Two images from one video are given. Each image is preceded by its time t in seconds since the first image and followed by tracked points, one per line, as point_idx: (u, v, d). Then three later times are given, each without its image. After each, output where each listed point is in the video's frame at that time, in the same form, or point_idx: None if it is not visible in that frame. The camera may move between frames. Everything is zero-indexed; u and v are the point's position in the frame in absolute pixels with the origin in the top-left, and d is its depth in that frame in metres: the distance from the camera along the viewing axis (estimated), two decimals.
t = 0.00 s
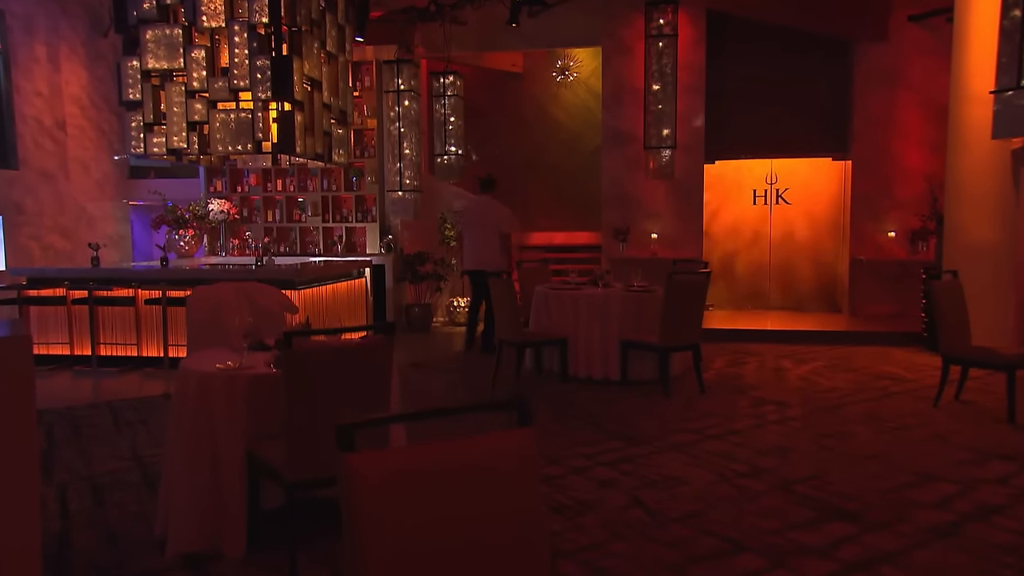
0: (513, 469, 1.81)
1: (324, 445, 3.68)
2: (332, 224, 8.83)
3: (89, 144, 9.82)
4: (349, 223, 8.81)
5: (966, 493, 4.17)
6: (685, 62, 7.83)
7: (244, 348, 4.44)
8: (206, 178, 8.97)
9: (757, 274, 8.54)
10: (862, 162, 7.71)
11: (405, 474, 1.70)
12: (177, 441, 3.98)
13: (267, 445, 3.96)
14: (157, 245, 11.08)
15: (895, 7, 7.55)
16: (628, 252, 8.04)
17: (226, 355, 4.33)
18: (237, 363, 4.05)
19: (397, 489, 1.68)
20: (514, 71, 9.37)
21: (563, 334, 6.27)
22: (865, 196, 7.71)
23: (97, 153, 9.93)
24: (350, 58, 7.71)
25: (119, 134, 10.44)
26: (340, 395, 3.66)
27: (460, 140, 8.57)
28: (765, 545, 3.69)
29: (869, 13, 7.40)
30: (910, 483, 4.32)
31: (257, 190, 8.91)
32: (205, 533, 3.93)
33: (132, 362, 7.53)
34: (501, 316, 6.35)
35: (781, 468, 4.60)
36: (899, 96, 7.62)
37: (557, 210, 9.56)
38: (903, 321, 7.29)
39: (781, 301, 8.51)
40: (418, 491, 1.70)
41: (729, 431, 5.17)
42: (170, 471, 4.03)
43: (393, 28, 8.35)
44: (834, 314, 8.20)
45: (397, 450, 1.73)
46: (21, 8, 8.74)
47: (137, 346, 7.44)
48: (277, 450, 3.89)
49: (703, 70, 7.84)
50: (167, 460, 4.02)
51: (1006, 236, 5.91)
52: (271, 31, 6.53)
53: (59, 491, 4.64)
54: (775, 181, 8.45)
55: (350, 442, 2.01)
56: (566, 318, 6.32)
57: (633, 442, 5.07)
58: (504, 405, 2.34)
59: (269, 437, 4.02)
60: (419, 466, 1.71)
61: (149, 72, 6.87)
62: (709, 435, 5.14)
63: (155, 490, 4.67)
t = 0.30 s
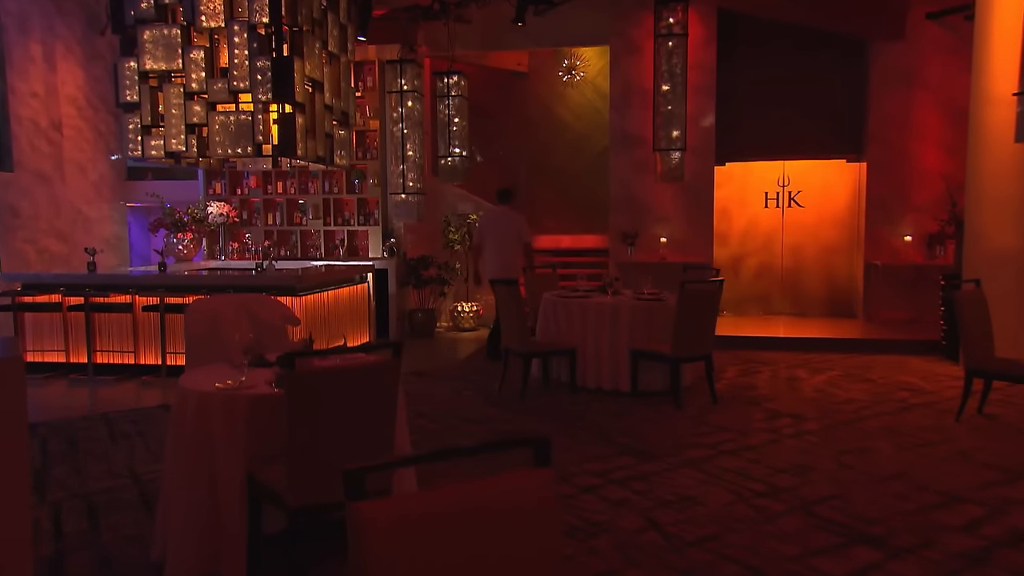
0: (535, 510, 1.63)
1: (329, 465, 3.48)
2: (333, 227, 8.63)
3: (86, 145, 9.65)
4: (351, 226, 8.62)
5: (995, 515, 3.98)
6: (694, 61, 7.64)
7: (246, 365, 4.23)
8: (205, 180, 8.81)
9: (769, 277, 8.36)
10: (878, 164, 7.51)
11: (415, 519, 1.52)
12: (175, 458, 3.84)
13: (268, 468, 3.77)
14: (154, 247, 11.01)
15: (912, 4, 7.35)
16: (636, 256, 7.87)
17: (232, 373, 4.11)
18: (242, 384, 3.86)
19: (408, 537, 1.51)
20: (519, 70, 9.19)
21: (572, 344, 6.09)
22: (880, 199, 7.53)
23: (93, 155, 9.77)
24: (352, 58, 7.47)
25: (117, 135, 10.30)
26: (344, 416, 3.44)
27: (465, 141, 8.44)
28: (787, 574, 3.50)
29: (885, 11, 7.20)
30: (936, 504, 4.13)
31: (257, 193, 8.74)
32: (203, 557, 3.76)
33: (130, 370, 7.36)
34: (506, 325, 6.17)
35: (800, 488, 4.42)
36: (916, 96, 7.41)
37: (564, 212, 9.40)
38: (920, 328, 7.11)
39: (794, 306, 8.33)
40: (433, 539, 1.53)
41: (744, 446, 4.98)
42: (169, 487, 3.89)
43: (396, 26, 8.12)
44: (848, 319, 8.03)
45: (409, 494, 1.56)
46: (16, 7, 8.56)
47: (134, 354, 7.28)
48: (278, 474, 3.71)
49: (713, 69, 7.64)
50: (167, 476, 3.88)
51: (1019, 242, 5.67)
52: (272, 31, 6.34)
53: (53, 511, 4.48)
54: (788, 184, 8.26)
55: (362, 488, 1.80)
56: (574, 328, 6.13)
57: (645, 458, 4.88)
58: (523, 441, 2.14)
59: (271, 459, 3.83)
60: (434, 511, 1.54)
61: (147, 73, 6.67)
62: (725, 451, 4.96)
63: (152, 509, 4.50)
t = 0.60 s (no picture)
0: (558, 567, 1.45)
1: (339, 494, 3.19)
2: (339, 230, 8.44)
3: (87, 146, 9.49)
4: (357, 229, 8.41)
5: None
6: (709, 60, 7.44)
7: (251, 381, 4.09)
8: (208, 182, 8.65)
9: (787, 283, 8.16)
10: (901, 165, 7.29)
11: None
12: (177, 477, 3.63)
13: (273, 493, 3.54)
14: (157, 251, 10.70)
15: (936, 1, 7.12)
16: (649, 261, 7.67)
17: (237, 391, 3.93)
18: (249, 403, 3.66)
19: None
20: (529, 69, 8.97)
21: (585, 354, 5.89)
22: (902, 202, 7.31)
23: (94, 156, 9.61)
24: (359, 58, 7.26)
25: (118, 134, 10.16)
26: (356, 439, 3.16)
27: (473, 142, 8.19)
28: None
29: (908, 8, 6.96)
30: (972, 529, 3.89)
31: (261, 195, 8.57)
32: None
33: (131, 378, 7.19)
34: (518, 333, 5.97)
35: (826, 510, 4.18)
36: (939, 95, 7.18)
37: (574, 214, 9.20)
38: (944, 336, 6.87)
39: (812, 313, 8.13)
40: None
41: (766, 464, 4.76)
42: (168, 509, 3.65)
43: (404, 25, 7.95)
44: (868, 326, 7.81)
45: (419, 548, 1.38)
46: (15, 6, 8.40)
47: (136, 361, 7.11)
48: (283, 498, 3.48)
49: (729, 69, 7.44)
50: (167, 498, 3.66)
51: None
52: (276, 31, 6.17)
53: (50, 531, 4.27)
54: (806, 186, 8.03)
55: (373, 536, 1.61)
56: (586, 337, 5.94)
57: (663, 475, 4.67)
58: (546, 485, 1.95)
59: (277, 481, 3.61)
60: (449, 566, 1.37)
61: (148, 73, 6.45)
62: (745, 468, 4.74)
63: (152, 529, 4.33)
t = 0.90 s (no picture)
0: None
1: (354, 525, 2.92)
2: (347, 234, 8.27)
3: (90, 147, 9.34)
4: (365, 233, 8.25)
5: None
6: (728, 59, 7.24)
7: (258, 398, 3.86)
8: (213, 185, 8.51)
9: (808, 288, 7.97)
10: (927, 167, 7.06)
11: None
12: (185, 493, 3.45)
13: (283, 518, 3.30)
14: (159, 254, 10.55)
15: None
16: (666, 266, 7.46)
17: (244, 412, 3.69)
18: (255, 425, 3.39)
19: None
20: (541, 68, 8.76)
21: (601, 365, 5.69)
22: (928, 205, 7.09)
23: (98, 157, 9.46)
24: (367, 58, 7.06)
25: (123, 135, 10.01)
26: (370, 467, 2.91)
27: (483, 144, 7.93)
28: None
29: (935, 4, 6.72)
30: (1016, 555, 3.62)
31: (268, 198, 8.40)
32: None
33: (135, 387, 7.02)
34: (531, 342, 5.78)
35: (858, 533, 3.92)
36: (967, 94, 6.96)
37: (588, 217, 8.99)
38: (972, 344, 6.63)
39: (833, 319, 7.95)
40: None
41: (792, 482, 4.52)
42: (177, 527, 3.49)
43: (414, 23, 7.74)
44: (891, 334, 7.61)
45: None
46: (18, 5, 8.26)
47: (139, 369, 6.94)
48: (295, 525, 3.23)
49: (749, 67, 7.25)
50: (176, 514, 3.49)
51: None
52: (284, 32, 5.94)
53: (48, 553, 4.07)
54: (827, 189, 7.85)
55: None
56: (601, 348, 5.72)
57: (685, 494, 4.44)
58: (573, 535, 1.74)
59: (288, 506, 3.36)
60: None
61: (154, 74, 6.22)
62: (770, 486, 4.50)
63: (155, 550, 4.11)
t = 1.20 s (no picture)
0: None
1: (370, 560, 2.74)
2: (357, 237, 8.13)
3: (96, 149, 9.21)
4: (376, 236, 8.10)
5: None
6: (748, 58, 7.04)
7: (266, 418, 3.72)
8: (221, 187, 8.41)
9: (832, 294, 7.79)
10: (957, 169, 6.86)
11: None
12: (193, 520, 3.27)
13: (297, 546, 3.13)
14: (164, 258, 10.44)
15: None
16: (684, 271, 7.26)
17: (256, 433, 3.52)
18: (270, 449, 3.20)
19: None
20: (554, 66, 8.55)
21: (620, 376, 5.50)
22: (958, 208, 6.91)
23: (104, 159, 9.33)
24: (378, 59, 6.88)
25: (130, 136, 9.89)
26: (387, 500, 2.72)
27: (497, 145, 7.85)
28: None
29: None
30: None
31: (276, 200, 8.25)
32: None
33: (142, 395, 6.88)
34: (548, 353, 5.62)
35: (896, 559, 3.69)
36: (999, 93, 6.74)
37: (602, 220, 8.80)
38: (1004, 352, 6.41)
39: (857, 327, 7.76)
40: None
41: (822, 503, 4.29)
42: (184, 553, 3.31)
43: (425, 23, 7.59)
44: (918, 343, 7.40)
45: None
46: (24, 5, 8.13)
47: (147, 377, 6.80)
48: (308, 555, 3.05)
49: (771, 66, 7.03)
50: (184, 539, 3.32)
51: None
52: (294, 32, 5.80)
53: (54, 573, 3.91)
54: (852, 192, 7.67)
55: None
56: (619, 358, 5.54)
57: (710, 514, 4.21)
58: None
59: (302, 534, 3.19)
60: None
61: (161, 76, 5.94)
62: (799, 507, 4.25)
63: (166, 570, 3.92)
